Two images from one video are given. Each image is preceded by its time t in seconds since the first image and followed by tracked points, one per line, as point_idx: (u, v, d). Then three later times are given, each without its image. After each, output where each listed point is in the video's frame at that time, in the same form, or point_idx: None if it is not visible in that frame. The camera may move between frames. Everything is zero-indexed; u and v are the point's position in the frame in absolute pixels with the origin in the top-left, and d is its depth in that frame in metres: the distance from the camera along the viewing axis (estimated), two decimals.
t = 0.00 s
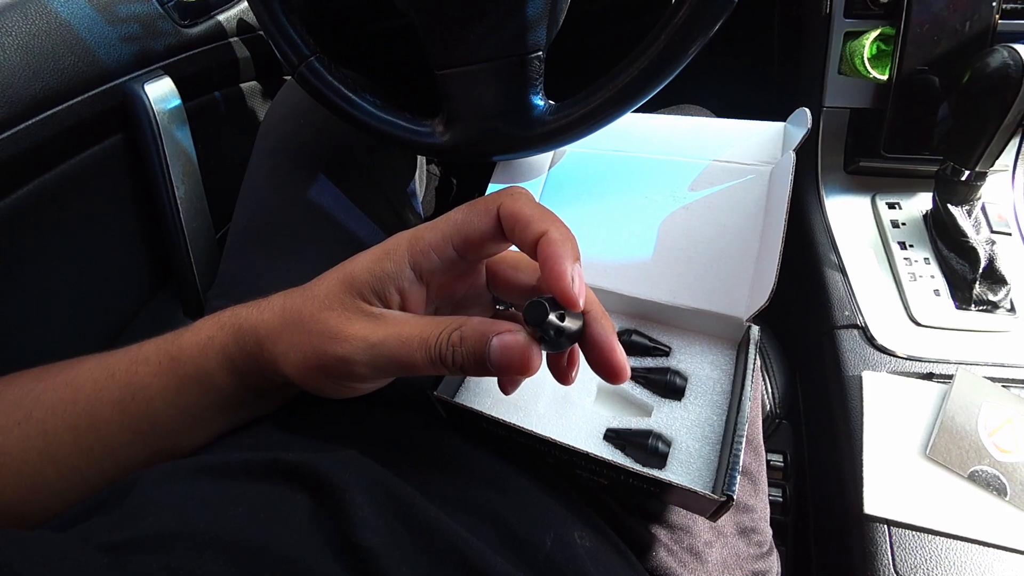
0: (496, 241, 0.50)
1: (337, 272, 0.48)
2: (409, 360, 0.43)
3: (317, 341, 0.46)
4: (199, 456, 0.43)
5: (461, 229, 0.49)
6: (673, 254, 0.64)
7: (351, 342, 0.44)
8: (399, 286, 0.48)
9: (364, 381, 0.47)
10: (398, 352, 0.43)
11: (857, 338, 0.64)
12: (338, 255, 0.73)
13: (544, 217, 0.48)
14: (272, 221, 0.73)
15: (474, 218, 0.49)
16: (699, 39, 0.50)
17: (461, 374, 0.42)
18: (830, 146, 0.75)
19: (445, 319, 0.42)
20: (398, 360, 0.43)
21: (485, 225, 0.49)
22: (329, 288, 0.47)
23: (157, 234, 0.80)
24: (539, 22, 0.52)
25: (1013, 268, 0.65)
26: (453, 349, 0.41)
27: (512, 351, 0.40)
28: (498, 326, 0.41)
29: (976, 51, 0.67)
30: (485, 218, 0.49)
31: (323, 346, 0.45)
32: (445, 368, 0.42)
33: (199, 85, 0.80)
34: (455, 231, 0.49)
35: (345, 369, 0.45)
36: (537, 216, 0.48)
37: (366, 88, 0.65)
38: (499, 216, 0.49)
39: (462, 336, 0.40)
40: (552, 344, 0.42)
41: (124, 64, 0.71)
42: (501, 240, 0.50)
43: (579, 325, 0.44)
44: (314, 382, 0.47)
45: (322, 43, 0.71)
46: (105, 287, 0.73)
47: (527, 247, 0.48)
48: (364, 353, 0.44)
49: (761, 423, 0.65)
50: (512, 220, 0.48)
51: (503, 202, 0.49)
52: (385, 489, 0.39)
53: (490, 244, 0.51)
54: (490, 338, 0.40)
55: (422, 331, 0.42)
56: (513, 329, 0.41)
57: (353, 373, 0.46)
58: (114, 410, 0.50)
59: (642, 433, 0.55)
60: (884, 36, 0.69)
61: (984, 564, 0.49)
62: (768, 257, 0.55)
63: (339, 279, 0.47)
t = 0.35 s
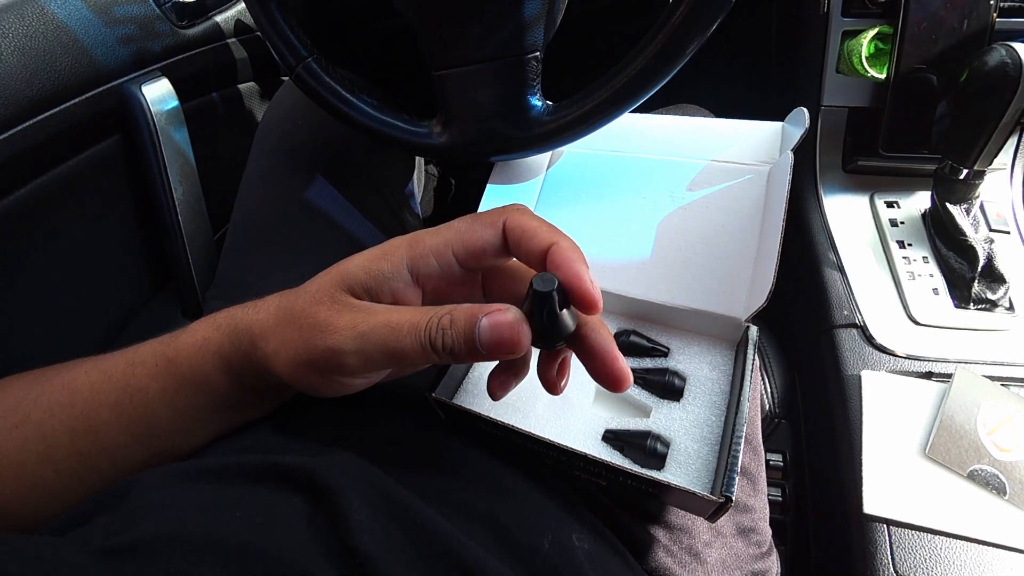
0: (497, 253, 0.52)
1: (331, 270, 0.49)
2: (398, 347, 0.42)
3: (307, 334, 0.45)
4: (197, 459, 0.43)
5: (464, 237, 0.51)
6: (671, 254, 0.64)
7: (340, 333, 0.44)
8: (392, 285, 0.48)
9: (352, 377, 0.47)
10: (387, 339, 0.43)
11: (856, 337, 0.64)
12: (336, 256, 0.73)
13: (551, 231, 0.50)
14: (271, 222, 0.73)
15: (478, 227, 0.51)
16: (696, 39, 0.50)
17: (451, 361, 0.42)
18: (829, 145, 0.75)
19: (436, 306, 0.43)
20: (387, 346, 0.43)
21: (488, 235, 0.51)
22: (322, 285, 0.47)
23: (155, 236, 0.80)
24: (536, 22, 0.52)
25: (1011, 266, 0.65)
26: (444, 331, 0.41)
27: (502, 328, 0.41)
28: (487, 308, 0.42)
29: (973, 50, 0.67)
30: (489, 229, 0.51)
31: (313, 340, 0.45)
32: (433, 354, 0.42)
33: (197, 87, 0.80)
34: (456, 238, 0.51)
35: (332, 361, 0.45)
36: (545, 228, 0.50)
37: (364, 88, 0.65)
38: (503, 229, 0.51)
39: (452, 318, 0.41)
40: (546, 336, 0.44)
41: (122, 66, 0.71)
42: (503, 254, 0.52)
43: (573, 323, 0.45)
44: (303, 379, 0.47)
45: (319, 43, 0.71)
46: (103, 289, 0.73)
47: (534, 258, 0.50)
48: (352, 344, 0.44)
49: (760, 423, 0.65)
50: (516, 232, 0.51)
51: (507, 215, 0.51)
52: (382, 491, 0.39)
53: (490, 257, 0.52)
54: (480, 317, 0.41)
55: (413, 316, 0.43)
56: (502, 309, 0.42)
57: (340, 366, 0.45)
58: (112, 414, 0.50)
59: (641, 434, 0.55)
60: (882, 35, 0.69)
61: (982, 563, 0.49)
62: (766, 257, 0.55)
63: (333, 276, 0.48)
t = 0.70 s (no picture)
0: (509, 258, 0.53)
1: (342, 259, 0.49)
2: (403, 328, 0.42)
3: (314, 318, 0.45)
4: (197, 458, 0.43)
5: (479, 237, 0.52)
6: (673, 252, 0.63)
7: (345, 315, 0.44)
8: (401, 272, 0.48)
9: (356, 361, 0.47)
10: (390, 319, 0.43)
11: (860, 336, 0.63)
12: (336, 254, 0.72)
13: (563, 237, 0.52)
14: (271, 221, 0.73)
15: (495, 231, 0.52)
16: (699, 36, 0.49)
17: (454, 341, 0.42)
18: (831, 143, 0.75)
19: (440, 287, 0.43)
20: (391, 327, 0.43)
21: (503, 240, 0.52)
22: (331, 272, 0.47)
23: (155, 234, 0.80)
24: (537, 19, 0.52)
25: (1016, 264, 0.65)
26: (447, 307, 0.41)
27: (505, 303, 0.41)
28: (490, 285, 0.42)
29: (977, 47, 0.66)
30: (504, 233, 0.52)
31: (317, 322, 0.45)
32: (437, 333, 0.42)
33: (196, 85, 0.80)
34: (473, 238, 0.52)
35: (336, 343, 0.45)
36: (556, 236, 0.52)
37: (364, 86, 0.64)
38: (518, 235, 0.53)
39: (456, 296, 0.41)
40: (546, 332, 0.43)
41: (121, 64, 0.70)
42: (513, 261, 0.54)
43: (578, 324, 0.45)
44: (306, 368, 0.47)
45: (319, 41, 0.70)
46: (102, 287, 0.73)
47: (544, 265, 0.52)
48: (356, 324, 0.44)
49: (762, 422, 0.65)
50: (531, 239, 0.52)
51: (523, 222, 0.53)
52: (383, 491, 0.39)
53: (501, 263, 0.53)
54: (483, 293, 0.41)
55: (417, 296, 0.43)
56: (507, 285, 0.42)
57: (344, 348, 0.45)
58: (111, 411, 0.50)
59: (644, 433, 0.55)
60: (885, 31, 0.69)
61: (987, 563, 0.49)
62: (769, 256, 0.55)
63: (344, 264, 0.48)
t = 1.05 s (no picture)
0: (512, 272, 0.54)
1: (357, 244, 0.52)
2: (401, 293, 0.45)
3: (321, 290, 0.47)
4: (198, 458, 0.43)
5: (488, 244, 0.53)
6: (673, 251, 0.64)
7: (349, 277, 0.47)
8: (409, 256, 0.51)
9: (353, 334, 0.48)
10: (389, 283, 0.45)
11: (860, 334, 0.63)
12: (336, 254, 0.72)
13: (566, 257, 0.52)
14: (271, 221, 0.73)
15: (503, 240, 0.53)
16: (697, 35, 0.49)
17: (441, 303, 0.44)
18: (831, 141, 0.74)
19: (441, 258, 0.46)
20: (389, 291, 0.45)
21: (510, 251, 0.53)
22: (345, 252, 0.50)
23: (155, 234, 0.80)
24: (537, 18, 0.52)
25: (1016, 262, 0.65)
26: (444, 271, 0.44)
27: (502, 279, 0.44)
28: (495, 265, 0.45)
29: (976, 45, 0.66)
30: (512, 244, 0.53)
31: (321, 285, 0.47)
32: (426, 293, 0.44)
33: (196, 86, 0.80)
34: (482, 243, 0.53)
35: (335, 310, 0.46)
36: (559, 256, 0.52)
37: (364, 86, 0.65)
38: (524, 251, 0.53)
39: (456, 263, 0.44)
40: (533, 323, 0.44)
41: (121, 65, 0.70)
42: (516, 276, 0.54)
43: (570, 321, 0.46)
44: (297, 336, 0.48)
45: (319, 41, 0.70)
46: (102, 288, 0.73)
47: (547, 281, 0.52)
48: (355, 285, 0.46)
49: (762, 419, 0.65)
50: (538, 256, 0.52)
51: (530, 240, 0.53)
52: (385, 490, 0.39)
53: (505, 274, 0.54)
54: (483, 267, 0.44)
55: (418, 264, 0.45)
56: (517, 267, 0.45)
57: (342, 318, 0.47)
58: (114, 408, 0.50)
59: (644, 432, 0.55)
60: (885, 29, 0.69)
61: (987, 561, 0.49)
62: (768, 255, 0.55)
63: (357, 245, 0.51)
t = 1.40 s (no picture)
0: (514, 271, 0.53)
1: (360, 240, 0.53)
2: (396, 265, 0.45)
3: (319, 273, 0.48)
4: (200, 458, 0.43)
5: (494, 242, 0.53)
6: (673, 250, 0.64)
7: (349, 257, 0.48)
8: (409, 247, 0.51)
9: (348, 317, 0.48)
10: (384, 256, 0.45)
11: (860, 333, 0.63)
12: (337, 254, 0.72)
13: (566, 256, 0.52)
14: (272, 220, 0.73)
15: (510, 239, 0.53)
16: (697, 35, 0.50)
17: (436, 266, 0.44)
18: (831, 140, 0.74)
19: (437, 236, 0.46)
20: (385, 265, 0.45)
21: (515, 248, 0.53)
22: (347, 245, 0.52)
23: (156, 234, 0.80)
24: (537, 17, 0.52)
25: (1017, 260, 0.65)
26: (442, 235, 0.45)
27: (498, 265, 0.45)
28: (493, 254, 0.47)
29: (976, 42, 0.66)
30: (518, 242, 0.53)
31: (321, 268, 0.48)
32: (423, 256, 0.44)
33: (196, 85, 0.80)
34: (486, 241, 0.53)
35: (328, 290, 0.46)
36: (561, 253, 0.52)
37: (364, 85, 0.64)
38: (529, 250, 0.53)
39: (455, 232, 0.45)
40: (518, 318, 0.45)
41: (121, 64, 0.70)
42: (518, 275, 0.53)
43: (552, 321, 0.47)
44: (294, 323, 0.48)
45: (319, 40, 0.70)
46: (103, 288, 0.73)
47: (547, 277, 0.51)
48: (353, 260, 0.47)
49: (763, 418, 0.65)
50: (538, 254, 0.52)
51: (536, 237, 0.53)
52: (386, 489, 0.39)
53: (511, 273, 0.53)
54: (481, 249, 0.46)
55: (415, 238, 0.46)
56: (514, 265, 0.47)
57: (336, 298, 0.46)
58: (115, 408, 0.50)
59: (645, 431, 0.55)
60: (885, 27, 0.69)
61: (987, 559, 0.50)
62: (769, 253, 0.55)
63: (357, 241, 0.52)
